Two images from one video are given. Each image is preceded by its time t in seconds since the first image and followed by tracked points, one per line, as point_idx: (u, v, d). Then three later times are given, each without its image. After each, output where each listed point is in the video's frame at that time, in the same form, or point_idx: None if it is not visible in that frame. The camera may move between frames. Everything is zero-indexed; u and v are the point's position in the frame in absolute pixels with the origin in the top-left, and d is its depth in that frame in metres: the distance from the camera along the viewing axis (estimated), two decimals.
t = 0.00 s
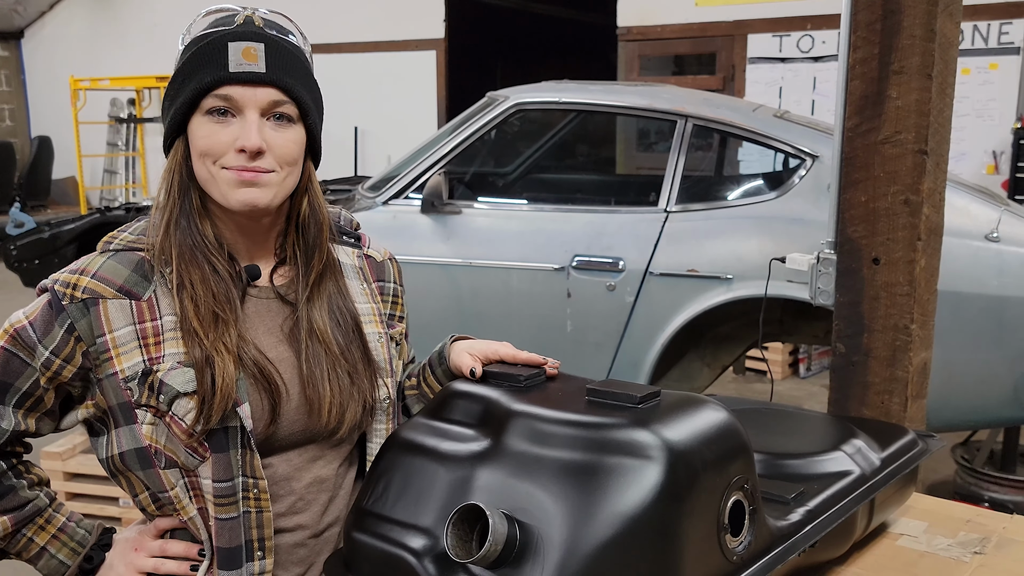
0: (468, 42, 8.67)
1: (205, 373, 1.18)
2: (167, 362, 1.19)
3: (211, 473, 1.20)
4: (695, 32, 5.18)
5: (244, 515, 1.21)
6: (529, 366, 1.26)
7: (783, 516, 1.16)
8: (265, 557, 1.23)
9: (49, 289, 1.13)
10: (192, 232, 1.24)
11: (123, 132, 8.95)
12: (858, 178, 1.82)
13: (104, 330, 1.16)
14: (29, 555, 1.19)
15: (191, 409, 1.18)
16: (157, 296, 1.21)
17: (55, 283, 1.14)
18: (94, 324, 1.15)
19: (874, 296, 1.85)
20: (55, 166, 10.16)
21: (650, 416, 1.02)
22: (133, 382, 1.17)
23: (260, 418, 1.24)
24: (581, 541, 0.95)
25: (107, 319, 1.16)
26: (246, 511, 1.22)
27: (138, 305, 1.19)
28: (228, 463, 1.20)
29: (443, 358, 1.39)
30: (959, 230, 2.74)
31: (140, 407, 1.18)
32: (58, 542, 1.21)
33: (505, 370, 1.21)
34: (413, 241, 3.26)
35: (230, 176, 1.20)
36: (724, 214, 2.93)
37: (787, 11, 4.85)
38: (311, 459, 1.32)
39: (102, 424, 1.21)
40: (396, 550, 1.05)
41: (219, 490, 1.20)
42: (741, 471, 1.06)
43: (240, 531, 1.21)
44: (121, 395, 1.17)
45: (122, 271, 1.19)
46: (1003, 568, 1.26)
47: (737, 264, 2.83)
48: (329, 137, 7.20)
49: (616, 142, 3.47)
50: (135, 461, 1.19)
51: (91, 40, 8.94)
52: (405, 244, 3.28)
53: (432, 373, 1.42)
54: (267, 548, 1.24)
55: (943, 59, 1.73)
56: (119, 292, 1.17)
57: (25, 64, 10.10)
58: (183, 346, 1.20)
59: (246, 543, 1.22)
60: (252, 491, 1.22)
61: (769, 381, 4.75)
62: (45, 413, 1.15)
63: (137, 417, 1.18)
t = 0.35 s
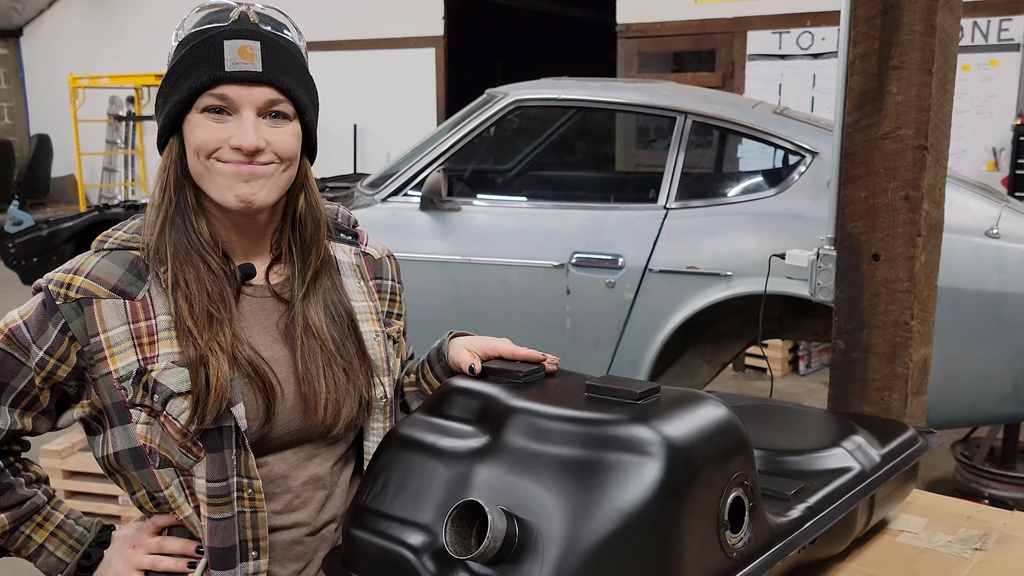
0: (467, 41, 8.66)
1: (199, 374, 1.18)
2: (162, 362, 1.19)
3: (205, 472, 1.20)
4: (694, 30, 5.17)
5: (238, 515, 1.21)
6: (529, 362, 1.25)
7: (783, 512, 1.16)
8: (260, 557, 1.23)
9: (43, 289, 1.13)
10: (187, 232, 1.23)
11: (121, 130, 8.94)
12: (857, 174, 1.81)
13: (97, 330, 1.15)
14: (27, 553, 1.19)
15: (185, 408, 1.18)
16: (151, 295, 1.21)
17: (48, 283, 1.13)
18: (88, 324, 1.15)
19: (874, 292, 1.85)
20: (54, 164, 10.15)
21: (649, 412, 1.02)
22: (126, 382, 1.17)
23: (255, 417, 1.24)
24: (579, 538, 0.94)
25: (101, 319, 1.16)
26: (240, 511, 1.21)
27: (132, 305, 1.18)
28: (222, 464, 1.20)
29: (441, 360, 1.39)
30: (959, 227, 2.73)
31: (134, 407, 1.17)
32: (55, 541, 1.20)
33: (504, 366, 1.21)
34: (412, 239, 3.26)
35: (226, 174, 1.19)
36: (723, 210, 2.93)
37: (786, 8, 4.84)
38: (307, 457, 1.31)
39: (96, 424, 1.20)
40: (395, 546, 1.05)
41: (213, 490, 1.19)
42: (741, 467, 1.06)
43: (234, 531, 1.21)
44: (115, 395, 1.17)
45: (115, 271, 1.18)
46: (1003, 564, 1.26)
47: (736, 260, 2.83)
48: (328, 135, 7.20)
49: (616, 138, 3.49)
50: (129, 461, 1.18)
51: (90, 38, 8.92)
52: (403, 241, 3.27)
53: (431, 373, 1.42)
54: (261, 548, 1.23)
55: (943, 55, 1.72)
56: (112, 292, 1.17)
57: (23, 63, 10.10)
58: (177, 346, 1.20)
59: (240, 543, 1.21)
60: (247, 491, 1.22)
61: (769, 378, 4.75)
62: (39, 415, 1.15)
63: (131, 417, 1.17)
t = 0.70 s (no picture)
0: (466, 35, 8.64)
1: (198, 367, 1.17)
2: (159, 353, 1.18)
3: (203, 465, 1.20)
4: (694, 23, 5.16)
5: (235, 508, 1.21)
6: (528, 354, 1.25)
7: (783, 504, 1.16)
8: (256, 550, 1.23)
9: (40, 280, 1.12)
10: (185, 226, 1.23)
11: (120, 125, 8.93)
12: (858, 165, 1.80)
13: (94, 322, 1.15)
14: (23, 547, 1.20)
15: (184, 401, 1.17)
16: (148, 286, 1.20)
17: (45, 274, 1.13)
18: (85, 315, 1.14)
19: (874, 285, 1.84)
20: (53, 160, 10.14)
21: (649, 403, 1.01)
22: (124, 374, 1.16)
23: (253, 410, 1.23)
24: (578, 530, 0.94)
25: (98, 310, 1.15)
26: (237, 505, 1.21)
27: (129, 296, 1.18)
28: (219, 456, 1.20)
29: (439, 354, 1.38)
30: (960, 220, 2.72)
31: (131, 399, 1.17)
32: (51, 534, 1.20)
33: (503, 358, 1.20)
34: (411, 232, 3.25)
35: (225, 164, 1.19)
36: (723, 204, 2.92)
37: (786, 2, 4.83)
38: (305, 450, 1.31)
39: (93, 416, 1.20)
40: (394, 538, 1.04)
41: (211, 482, 1.19)
42: (741, 458, 1.05)
43: (231, 524, 1.20)
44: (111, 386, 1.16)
45: (113, 262, 1.17)
46: (1004, 556, 1.25)
47: (736, 254, 2.82)
48: (328, 130, 7.18)
49: (615, 135, 3.48)
50: (126, 454, 1.18)
51: (88, 34, 8.90)
52: (402, 235, 3.27)
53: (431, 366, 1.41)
54: (257, 541, 1.23)
55: (944, 45, 1.71)
56: (110, 283, 1.16)
57: (22, 58, 10.07)
58: (175, 338, 1.19)
59: (237, 536, 1.21)
60: (244, 484, 1.21)
61: (769, 373, 4.74)
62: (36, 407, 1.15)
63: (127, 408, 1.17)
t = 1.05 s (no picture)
0: (466, 36, 8.65)
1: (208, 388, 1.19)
2: (160, 358, 1.20)
3: (203, 465, 1.21)
4: (693, 25, 5.18)
5: (235, 507, 1.22)
6: (525, 358, 1.26)
7: (777, 508, 1.17)
8: (256, 548, 1.25)
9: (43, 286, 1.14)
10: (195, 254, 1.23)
11: (120, 124, 8.95)
12: (852, 171, 1.82)
13: (97, 327, 1.17)
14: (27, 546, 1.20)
15: (184, 403, 1.19)
16: (150, 293, 1.21)
17: (48, 280, 1.15)
18: (87, 320, 1.16)
19: (869, 290, 1.85)
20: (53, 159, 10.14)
21: (643, 408, 1.02)
22: (126, 378, 1.18)
23: (254, 417, 1.25)
24: (573, 534, 0.95)
25: (100, 315, 1.17)
26: (237, 504, 1.22)
27: (130, 301, 1.19)
28: (220, 456, 1.21)
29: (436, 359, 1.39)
30: (956, 223, 2.74)
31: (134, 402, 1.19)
32: (55, 533, 1.21)
33: (500, 363, 1.22)
34: (410, 234, 3.27)
35: (244, 208, 1.18)
36: (720, 206, 2.93)
37: (785, 4, 4.84)
38: (306, 452, 1.32)
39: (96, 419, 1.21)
40: (393, 542, 1.05)
41: (211, 482, 1.21)
42: (735, 463, 1.06)
43: (232, 522, 1.22)
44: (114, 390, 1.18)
45: (114, 270, 1.19)
46: (995, 559, 1.27)
47: (734, 256, 2.84)
48: (327, 130, 7.20)
49: (615, 134, 3.50)
50: (130, 456, 1.20)
51: (88, 33, 8.91)
52: (401, 236, 3.28)
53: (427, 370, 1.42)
54: (258, 539, 1.24)
55: (938, 52, 1.73)
56: (111, 291, 1.18)
57: (22, 57, 10.08)
58: (175, 342, 1.21)
59: (237, 535, 1.23)
60: (244, 484, 1.23)
61: (766, 373, 4.76)
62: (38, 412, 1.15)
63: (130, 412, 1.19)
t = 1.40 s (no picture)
0: (464, 35, 8.64)
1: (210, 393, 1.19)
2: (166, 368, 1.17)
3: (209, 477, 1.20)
4: (691, 25, 5.18)
5: (243, 520, 1.22)
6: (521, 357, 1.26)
7: (773, 506, 1.17)
8: (263, 558, 1.24)
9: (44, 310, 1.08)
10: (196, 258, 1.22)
11: (118, 124, 8.95)
12: (850, 170, 1.82)
13: (106, 338, 1.11)
14: None
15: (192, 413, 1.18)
16: (152, 301, 1.19)
17: (48, 303, 1.09)
18: (96, 332, 1.10)
19: (866, 289, 1.86)
20: (51, 158, 10.12)
21: (641, 406, 1.02)
22: (131, 391, 1.14)
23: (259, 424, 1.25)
24: (571, 532, 0.95)
25: (108, 326, 1.12)
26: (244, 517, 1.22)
27: (135, 312, 1.16)
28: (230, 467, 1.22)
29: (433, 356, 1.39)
30: (953, 223, 2.74)
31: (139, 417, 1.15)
32: None
33: (497, 361, 1.22)
34: (408, 233, 3.27)
35: (248, 201, 1.19)
36: (717, 205, 2.94)
37: (784, 4, 4.84)
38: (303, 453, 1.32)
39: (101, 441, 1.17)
40: (390, 540, 1.06)
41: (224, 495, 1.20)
42: (731, 461, 1.06)
43: (241, 534, 1.22)
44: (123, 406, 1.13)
45: (114, 279, 1.15)
46: (992, 558, 1.27)
47: (731, 256, 2.83)
48: (325, 130, 7.19)
49: (613, 134, 3.52)
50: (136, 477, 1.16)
51: (86, 32, 8.89)
52: (399, 236, 3.28)
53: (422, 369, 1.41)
54: (265, 549, 1.24)
55: (935, 52, 1.73)
56: (115, 300, 1.14)
57: (20, 56, 10.07)
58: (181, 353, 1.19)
59: (245, 546, 1.22)
60: (253, 494, 1.22)
61: (764, 373, 4.77)
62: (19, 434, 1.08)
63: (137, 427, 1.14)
